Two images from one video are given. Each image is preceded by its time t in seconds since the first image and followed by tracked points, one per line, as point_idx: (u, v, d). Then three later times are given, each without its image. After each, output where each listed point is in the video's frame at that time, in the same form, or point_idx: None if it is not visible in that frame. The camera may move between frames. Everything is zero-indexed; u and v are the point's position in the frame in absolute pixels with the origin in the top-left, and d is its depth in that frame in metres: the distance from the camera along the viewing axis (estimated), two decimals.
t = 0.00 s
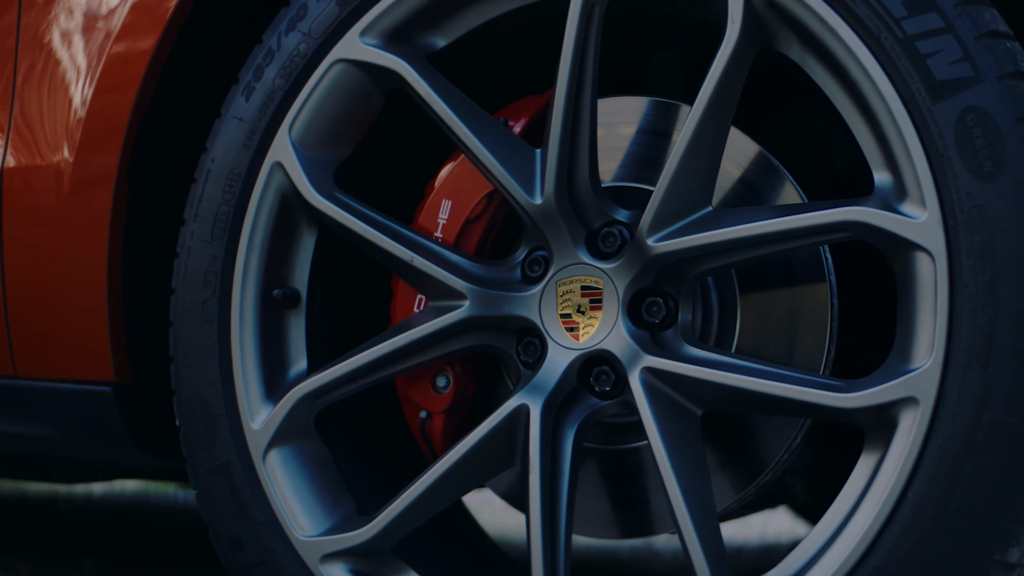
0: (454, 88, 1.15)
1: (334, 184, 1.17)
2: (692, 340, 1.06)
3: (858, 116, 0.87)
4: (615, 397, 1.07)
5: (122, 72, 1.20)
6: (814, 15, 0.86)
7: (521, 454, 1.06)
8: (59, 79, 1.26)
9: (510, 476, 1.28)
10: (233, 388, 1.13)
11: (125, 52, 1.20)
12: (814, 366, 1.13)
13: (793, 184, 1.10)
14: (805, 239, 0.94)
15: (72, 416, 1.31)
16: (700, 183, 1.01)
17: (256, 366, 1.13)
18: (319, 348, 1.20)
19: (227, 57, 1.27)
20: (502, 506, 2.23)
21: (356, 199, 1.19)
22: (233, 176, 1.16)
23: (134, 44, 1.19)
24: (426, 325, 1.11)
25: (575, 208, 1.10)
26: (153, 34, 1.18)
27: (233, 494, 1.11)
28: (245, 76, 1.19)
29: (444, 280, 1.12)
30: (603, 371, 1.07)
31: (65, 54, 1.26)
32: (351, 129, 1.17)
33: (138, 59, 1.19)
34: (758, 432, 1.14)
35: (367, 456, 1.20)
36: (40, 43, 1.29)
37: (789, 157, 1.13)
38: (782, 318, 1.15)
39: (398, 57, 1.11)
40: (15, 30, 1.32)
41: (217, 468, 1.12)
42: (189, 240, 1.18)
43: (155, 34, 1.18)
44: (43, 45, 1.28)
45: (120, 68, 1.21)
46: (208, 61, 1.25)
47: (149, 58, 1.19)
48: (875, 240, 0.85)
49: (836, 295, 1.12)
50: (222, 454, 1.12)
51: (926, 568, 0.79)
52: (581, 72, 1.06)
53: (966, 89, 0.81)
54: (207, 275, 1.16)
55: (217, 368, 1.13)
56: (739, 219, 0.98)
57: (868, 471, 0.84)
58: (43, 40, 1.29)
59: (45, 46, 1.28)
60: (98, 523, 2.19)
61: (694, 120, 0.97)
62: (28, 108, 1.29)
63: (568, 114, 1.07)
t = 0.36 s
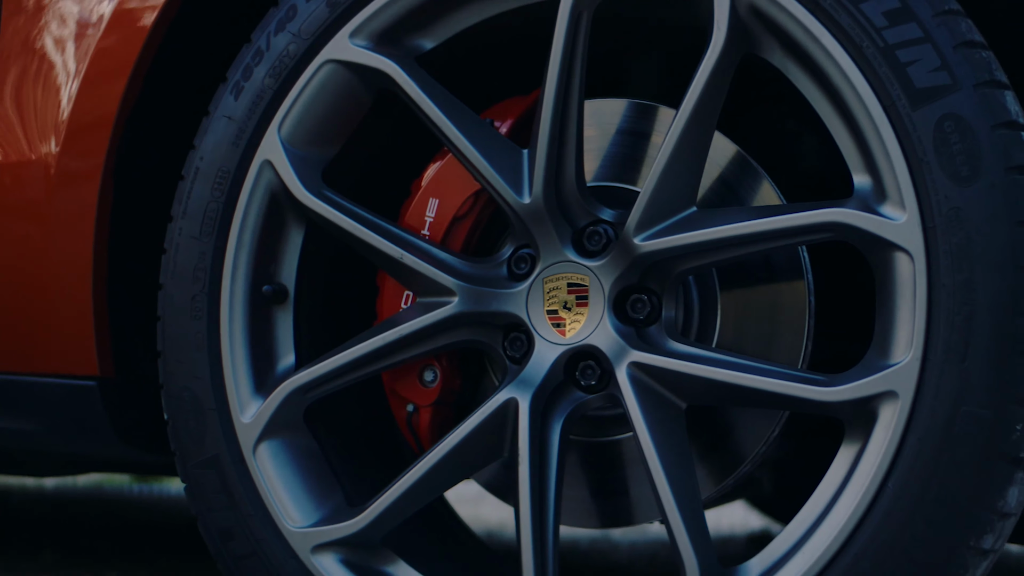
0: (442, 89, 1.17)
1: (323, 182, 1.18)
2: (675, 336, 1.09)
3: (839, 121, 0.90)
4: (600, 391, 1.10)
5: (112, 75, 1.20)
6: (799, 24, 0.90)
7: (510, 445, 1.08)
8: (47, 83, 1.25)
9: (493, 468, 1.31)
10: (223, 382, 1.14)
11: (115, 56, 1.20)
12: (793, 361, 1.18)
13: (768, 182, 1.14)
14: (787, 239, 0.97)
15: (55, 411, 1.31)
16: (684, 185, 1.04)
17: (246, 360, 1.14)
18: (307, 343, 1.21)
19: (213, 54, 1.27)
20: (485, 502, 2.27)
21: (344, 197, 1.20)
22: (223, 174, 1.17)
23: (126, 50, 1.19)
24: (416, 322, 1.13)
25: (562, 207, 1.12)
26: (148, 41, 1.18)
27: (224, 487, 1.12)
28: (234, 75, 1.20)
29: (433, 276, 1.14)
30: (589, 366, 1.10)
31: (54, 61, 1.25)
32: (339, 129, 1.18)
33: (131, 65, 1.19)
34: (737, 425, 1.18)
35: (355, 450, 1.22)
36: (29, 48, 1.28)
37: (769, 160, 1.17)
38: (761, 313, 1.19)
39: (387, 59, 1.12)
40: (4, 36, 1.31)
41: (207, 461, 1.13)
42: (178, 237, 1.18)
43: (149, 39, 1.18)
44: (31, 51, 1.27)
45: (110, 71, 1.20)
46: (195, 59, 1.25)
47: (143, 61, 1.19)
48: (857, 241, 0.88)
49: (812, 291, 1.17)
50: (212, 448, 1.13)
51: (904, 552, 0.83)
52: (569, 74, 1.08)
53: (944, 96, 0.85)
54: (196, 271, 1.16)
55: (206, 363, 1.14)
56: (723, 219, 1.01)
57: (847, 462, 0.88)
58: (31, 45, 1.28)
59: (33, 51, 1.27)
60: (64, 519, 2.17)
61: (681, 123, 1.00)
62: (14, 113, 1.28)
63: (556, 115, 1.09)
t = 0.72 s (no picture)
0: (428, 91, 1.18)
1: (310, 181, 1.19)
2: (656, 332, 1.12)
3: (816, 128, 0.94)
4: (583, 385, 1.12)
5: (97, 75, 1.20)
6: (780, 34, 0.93)
7: (495, 438, 1.11)
8: (32, 85, 1.25)
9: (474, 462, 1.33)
10: (210, 377, 1.15)
11: (101, 59, 1.20)
12: (768, 357, 1.21)
13: (742, 180, 1.17)
14: (767, 241, 1.00)
15: (37, 406, 1.31)
16: (666, 186, 1.07)
17: (233, 355, 1.15)
18: (292, 339, 1.22)
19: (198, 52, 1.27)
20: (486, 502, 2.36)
21: (331, 196, 1.22)
22: (210, 172, 1.18)
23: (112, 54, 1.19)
24: (402, 319, 1.15)
25: (546, 208, 1.14)
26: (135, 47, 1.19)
27: (212, 481, 1.13)
28: (220, 76, 1.20)
29: (420, 274, 1.16)
30: (572, 361, 1.13)
31: (43, 68, 1.25)
32: (326, 129, 1.19)
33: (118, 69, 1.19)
34: (714, 420, 1.21)
35: (341, 444, 1.23)
36: (18, 54, 1.27)
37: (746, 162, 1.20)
38: (737, 311, 1.23)
39: (375, 61, 1.14)
40: None
41: (195, 454, 1.14)
42: (165, 234, 1.19)
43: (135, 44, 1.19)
44: (20, 58, 1.27)
45: (96, 74, 1.20)
46: (181, 57, 1.25)
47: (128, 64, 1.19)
48: (834, 242, 0.92)
49: (786, 290, 1.21)
50: (200, 442, 1.14)
51: (879, 538, 0.87)
52: (555, 78, 1.10)
53: (919, 104, 0.89)
54: (183, 269, 1.17)
55: (194, 358, 1.15)
56: (704, 221, 1.05)
57: (824, 453, 0.92)
58: (20, 52, 1.27)
59: (23, 59, 1.27)
60: (19, 533, 2.13)
61: (665, 127, 1.02)
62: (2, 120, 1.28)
63: (542, 118, 1.11)
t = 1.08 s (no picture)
0: (418, 97, 1.21)
1: (301, 183, 1.21)
2: (640, 331, 1.16)
3: (796, 135, 0.98)
4: (569, 382, 1.16)
5: (89, 75, 1.22)
6: (763, 46, 0.97)
7: (484, 433, 1.14)
8: (25, 88, 1.26)
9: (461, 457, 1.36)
10: (203, 375, 1.17)
11: (93, 63, 1.21)
12: (746, 355, 1.26)
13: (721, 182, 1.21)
14: (749, 244, 1.03)
15: (26, 402, 1.32)
16: (651, 190, 1.10)
17: (225, 352, 1.17)
18: (282, 337, 1.24)
19: (189, 54, 1.28)
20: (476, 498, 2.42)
21: (321, 197, 1.24)
22: (202, 174, 1.19)
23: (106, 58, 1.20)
24: (392, 318, 1.17)
25: (533, 211, 1.17)
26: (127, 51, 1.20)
27: (205, 475, 1.15)
28: (212, 79, 1.22)
29: (410, 274, 1.19)
30: (557, 359, 1.16)
31: (39, 78, 1.25)
32: (316, 132, 1.21)
33: (110, 73, 1.21)
34: (694, 416, 1.25)
35: (330, 439, 1.25)
36: (15, 67, 1.28)
37: (726, 167, 1.24)
38: (717, 310, 1.27)
39: (366, 67, 1.16)
40: None
41: (188, 449, 1.16)
42: (158, 234, 1.21)
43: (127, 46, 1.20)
44: (20, 67, 1.27)
45: (90, 79, 1.22)
46: (171, 59, 1.26)
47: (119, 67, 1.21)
48: (814, 245, 0.96)
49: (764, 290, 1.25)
50: (193, 438, 1.16)
51: (859, 526, 0.92)
52: (544, 85, 1.13)
53: (895, 114, 0.93)
54: (176, 268, 1.19)
55: (187, 355, 1.17)
56: (688, 224, 1.08)
57: (805, 446, 0.97)
58: (18, 64, 1.28)
59: (21, 69, 1.28)
60: None
61: (651, 134, 1.06)
62: None
63: (531, 123, 1.14)
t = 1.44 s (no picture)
0: (412, 104, 1.23)
1: (298, 187, 1.24)
2: (628, 331, 1.20)
3: (781, 145, 1.02)
4: (559, 381, 1.19)
5: (89, 81, 1.23)
6: (750, 60, 1.01)
7: (477, 430, 1.17)
8: (21, 96, 1.28)
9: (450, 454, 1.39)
10: (201, 374, 1.19)
11: (94, 68, 1.23)
12: (729, 354, 1.30)
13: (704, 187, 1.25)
14: (734, 248, 1.07)
15: (20, 400, 1.33)
16: (639, 196, 1.14)
17: (223, 352, 1.20)
18: (278, 337, 1.27)
19: (185, 58, 1.30)
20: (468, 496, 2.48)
21: (317, 200, 1.27)
22: (201, 177, 1.21)
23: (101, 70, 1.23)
24: (388, 319, 1.20)
25: (525, 216, 1.20)
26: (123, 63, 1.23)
27: (203, 471, 1.17)
28: (209, 84, 1.24)
29: (405, 276, 1.22)
30: (548, 358, 1.20)
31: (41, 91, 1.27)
32: (312, 137, 1.24)
33: (106, 83, 1.23)
34: (678, 414, 1.29)
35: (325, 437, 1.28)
36: (21, 79, 1.29)
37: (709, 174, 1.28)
38: (701, 312, 1.31)
39: (362, 75, 1.18)
40: None
41: (187, 446, 1.18)
42: (156, 236, 1.23)
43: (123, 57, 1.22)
44: (26, 79, 1.28)
45: (89, 90, 1.24)
46: (168, 64, 1.28)
47: (115, 78, 1.23)
48: (797, 250, 1.01)
49: (745, 291, 1.30)
50: (191, 435, 1.19)
51: (839, 517, 0.97)
52: (536, 93, 1.16)
53: (876, 125, 0.98)
54: (174, 269, 1.21)
55: (186, 355, 1.19)
56: (675, 229, 1.12)
57: (788, 443, 1.01)
58: (25, 76, 1.28)
59: (26, 81, 1.28)
60: None
61: (641, 142, 1.10)
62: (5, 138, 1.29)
63: (524, 130, 1.17)
